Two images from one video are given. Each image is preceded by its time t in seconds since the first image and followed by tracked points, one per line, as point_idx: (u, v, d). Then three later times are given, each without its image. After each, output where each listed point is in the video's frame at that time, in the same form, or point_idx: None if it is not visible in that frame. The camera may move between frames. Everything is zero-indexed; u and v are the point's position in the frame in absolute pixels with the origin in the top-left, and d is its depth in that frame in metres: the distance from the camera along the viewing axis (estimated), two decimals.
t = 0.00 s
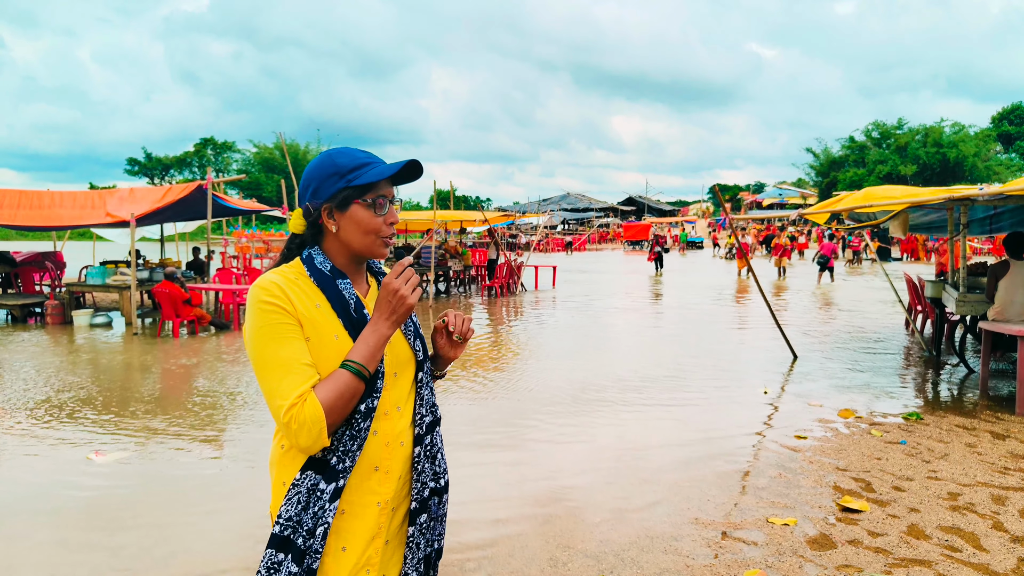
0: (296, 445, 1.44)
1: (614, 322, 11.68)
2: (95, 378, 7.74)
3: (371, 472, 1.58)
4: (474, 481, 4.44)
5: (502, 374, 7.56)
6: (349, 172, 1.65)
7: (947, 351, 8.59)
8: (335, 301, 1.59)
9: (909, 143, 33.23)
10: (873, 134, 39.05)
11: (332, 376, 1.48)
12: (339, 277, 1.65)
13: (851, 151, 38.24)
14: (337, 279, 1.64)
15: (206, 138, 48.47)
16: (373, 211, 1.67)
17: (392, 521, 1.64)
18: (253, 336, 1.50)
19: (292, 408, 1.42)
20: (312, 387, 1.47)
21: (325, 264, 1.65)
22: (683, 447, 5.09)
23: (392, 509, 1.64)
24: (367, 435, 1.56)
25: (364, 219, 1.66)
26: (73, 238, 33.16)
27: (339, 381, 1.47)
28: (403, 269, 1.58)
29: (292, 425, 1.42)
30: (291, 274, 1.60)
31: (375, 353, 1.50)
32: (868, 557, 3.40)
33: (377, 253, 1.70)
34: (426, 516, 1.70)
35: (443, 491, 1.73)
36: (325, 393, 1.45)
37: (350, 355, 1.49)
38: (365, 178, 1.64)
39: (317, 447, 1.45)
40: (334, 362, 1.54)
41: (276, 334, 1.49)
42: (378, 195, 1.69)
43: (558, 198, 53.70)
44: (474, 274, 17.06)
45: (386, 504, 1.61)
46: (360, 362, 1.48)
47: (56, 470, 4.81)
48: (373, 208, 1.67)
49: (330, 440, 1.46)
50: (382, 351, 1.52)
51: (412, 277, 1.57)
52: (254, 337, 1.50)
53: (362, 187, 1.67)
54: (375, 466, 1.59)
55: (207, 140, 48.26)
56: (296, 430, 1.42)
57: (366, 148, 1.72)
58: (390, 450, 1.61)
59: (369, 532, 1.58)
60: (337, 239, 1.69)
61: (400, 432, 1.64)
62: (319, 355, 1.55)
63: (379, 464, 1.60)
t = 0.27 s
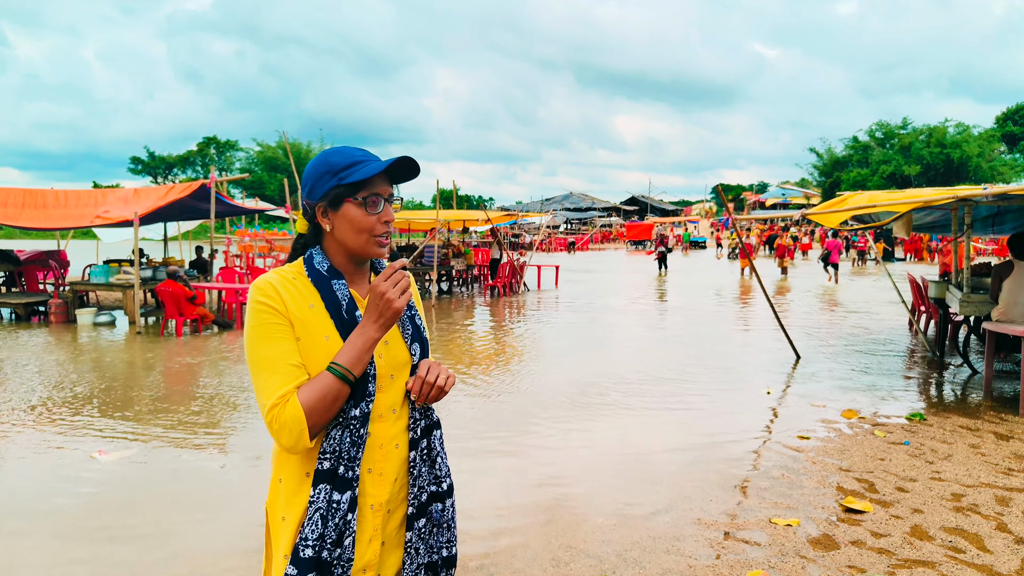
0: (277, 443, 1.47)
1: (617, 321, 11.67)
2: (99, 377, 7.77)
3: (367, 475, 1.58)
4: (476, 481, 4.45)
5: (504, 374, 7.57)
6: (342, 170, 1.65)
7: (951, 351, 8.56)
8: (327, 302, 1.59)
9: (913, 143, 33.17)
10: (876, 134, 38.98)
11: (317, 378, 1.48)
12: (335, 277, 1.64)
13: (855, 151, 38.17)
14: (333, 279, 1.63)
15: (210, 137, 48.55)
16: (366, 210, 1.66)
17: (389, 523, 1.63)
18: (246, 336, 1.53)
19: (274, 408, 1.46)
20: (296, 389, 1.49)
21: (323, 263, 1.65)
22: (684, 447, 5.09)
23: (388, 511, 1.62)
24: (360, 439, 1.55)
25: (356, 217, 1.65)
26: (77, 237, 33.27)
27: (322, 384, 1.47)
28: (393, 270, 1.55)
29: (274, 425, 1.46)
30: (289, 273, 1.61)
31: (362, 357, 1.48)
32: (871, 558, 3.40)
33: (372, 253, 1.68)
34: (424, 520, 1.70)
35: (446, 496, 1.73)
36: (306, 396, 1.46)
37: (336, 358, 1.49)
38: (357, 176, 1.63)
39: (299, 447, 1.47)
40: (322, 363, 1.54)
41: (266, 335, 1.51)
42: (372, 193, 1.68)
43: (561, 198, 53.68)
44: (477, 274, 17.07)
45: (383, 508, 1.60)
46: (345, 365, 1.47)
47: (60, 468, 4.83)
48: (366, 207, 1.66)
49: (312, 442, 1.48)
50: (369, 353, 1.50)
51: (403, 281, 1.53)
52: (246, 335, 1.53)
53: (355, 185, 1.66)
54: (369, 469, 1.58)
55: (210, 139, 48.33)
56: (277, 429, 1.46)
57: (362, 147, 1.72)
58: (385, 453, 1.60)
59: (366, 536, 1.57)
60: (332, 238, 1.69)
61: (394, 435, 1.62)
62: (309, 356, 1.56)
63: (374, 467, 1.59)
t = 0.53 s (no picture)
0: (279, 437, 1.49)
1: (623, 317, 11.65)
2: (108, 372, 7.83)
3: (371, 471, 1.58)
4: (483, 476, 4.46)
5: (511, 370, 7.58)
6: (348, 167, 1.65)
7: (960, 347, 8.51)
8: (333, 298, 1.60)
9: (922, 138, 32.96)
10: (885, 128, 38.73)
11: (319, 375, 1.49)
12: (342, 274, 1.64)
13: (863, 145, 37.95)
14: (340, 276, 1.63)
15: (217, 134, 48.67)
16: (372, 207, 1.66)
17: (395, 518, 1.64)
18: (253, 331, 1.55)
19: (277, 403, 1.47)
20: (299, 385, 1.50)
21: (331, 260, 1.66)
22: (691, 443, 5.08)
23: (393, 506, 1.63)
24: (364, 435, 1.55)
25: (362, 215, 1.65)
26: (86, 233, 33.48)
27: (323, 380, 1.47)
28: (395, 269, 1.54)
29: (276, 420, 1.47)
30: (297, 270, 1.62)
31: (364, 354, 1.48)
32: (880, 554, 3.39)
33: (378, 250, 1.68)
34: (430, 517, 1.70)
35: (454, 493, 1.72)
36: (307, 392, 1.47)
37: (338, 355, 1.49)
38: (362, 174, 1.63)
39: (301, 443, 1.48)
40: (325, 359, 1.55)
41: (271, 330, 1.53)
42: (378, 191, 1.67)
43: (568, 194, 53.62)
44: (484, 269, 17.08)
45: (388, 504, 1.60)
46: (346, 363, 1.47)
47: (70, 463, 4.87)
48: (373, 204, 1.66)
49: (313, 437, 1.49)
50: (371, 351, 1.50)
51: (406, 278, 1.51)
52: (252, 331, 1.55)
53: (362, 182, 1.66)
54: (374, 465, 1.58)
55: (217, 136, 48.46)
56: (279, 424, 1.47)
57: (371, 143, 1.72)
58: (390, 449, 1.60)
59: (370, 532, 1.58)
60: (340, 235, 1.69)
61: (400, 432, 1.62)
62: (314, 352, 1.57)
63: (378, 463, 1.59)
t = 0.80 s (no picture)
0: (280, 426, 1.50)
1: (629, 316, 11.63)
2: (116, 368, 7.87)
3: (374, 467, 1.58)
4: (488, 474, 4.47)
5: (516, 367, 7.59)
6: (359, 164, 1.65)
7: (968, 347, 8.47)
8: (341, 293, 1.60)
9: (930, 136, 32.74)
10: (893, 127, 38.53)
11: (321, 368, 1.50)
12: (350, 270, 1.65)
13: (870, 144, 37.77)
14: (349, 271, 1.64)
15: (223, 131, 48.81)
16: (381, 205, 1.65)
17: (399, 514, 1.64)
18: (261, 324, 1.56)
19: (278, 395, 1.48)
20: (301, 378, 1.51)
21: (341, 256, 1.66)
22: (697, 441, 5.08)
23: (397, 502, 1.63)
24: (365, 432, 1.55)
25: (372, 212, 1.65)
26: (94, 230, 33.66)
27: (324, 373, 1.48)
28: (399, 264, 1.52)
29: (277, 412, 1.48)
30: (308, 264, 1.63)
31: (365, 348, 1.48)
32: (887, 554, 3.38)
33: (386, 248, 1.68)
34: (436, 516, 1.69)
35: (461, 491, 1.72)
36: (308, 384, 1.47)
37: (340, 349, 1.49)
38: (373, 172, 1.63)
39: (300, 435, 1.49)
40: (329, 353, 1.55)
41: (276, 322, 1.53)
42: (388, 189, 1.67)
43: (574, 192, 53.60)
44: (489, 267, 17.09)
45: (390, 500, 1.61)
46: (348, 357, 1.47)
47: (79, 458, 4.90)
48: (381, 202, 1.65)
49: (314, 431, 1.49)
50: (373, 347, 1.49)
51: (408, 272, 1.51)
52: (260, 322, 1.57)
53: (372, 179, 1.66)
54: (377, 461, 1.58)
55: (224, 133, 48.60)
56: (279, 416, 1.48)
57: (383, 140, 1.72)
58: (394, 447, 1.60)
59: (373, 527, 1.58)
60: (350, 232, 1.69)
61: (404, 429, 1.62)
62: (319, 346, 1.58)
63: (382, 459, 1.59)
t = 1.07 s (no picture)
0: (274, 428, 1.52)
1: (629, 318, 11.62)
2: (115, 372, 7.86)
3: (370, 471, 1.58)
4: (487, 477, 4.46)
5: (515, 370, 7.59)
6: (361, 173, 1.64)
7: (968, 348, 8.47)
8: (342, 297, 1.60)
9: (929, 138, 32.76)
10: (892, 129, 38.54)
11: (316, 371, 1.50)
12: (352, 274, 1.64)
13: (869, 146, 37.79)
14: (351, 275, 1.64)
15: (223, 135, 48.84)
16: (380, 215, 1.65)
17: (396, 519, 1.63)
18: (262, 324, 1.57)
19: (273, 398, 1.50)
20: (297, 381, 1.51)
21: (345, 259, 1.66)
22: (696, 444, 5.07)
23: (394, 507, 1.62)
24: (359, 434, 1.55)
25: (370, 222, 1.65)
26: (94, 233, 33.67)
27: (318, 377, 1.48)
28: (394, 272, 1.51)
29: (273, 413, 1.49)
30: (311, 266, 1.64)
31: (360, 355, 1.48)
32: (887, 556, 3.37)
33: (385, 257, 1.67)
34: (434, 523, 1.67)
35: (459, 498, 1.71)
36: (302, 387, 1.48)
37: (336, 353, 1.49)
38: (373, 182, 1.62)
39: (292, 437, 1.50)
40: (327, 356, 1.56)
41: (275, 323, 1.54)
42: (389, 200, 1.66)
43: (573, 194, 53.42)
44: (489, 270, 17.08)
45: (386, 504, 1.60)
46: (342, 362, 1.47)
47: (77, 462, 4.89)
48: (380, 212, 1.65)
49: (306, 434, 1.50)
50: (368, 352, 1.49)
51: (405, 279, 1.50)
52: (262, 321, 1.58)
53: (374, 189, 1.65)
54: (374, 465, 1.58)
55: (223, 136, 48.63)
56: (274, 418, 1.49)
57: (390, 148, 1.70)
58: (390, 451, 1.60)
59: (369, 531, 1.58)
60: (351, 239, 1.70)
61: (401, 434, 1.61)
62: (318, 348, 1.58)
63: (379, 464, 1.59)
